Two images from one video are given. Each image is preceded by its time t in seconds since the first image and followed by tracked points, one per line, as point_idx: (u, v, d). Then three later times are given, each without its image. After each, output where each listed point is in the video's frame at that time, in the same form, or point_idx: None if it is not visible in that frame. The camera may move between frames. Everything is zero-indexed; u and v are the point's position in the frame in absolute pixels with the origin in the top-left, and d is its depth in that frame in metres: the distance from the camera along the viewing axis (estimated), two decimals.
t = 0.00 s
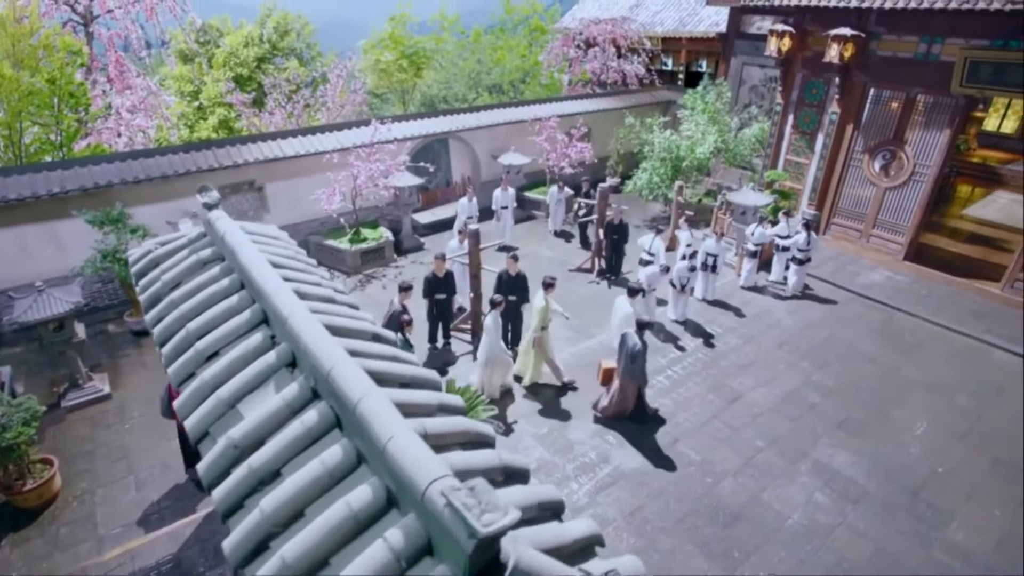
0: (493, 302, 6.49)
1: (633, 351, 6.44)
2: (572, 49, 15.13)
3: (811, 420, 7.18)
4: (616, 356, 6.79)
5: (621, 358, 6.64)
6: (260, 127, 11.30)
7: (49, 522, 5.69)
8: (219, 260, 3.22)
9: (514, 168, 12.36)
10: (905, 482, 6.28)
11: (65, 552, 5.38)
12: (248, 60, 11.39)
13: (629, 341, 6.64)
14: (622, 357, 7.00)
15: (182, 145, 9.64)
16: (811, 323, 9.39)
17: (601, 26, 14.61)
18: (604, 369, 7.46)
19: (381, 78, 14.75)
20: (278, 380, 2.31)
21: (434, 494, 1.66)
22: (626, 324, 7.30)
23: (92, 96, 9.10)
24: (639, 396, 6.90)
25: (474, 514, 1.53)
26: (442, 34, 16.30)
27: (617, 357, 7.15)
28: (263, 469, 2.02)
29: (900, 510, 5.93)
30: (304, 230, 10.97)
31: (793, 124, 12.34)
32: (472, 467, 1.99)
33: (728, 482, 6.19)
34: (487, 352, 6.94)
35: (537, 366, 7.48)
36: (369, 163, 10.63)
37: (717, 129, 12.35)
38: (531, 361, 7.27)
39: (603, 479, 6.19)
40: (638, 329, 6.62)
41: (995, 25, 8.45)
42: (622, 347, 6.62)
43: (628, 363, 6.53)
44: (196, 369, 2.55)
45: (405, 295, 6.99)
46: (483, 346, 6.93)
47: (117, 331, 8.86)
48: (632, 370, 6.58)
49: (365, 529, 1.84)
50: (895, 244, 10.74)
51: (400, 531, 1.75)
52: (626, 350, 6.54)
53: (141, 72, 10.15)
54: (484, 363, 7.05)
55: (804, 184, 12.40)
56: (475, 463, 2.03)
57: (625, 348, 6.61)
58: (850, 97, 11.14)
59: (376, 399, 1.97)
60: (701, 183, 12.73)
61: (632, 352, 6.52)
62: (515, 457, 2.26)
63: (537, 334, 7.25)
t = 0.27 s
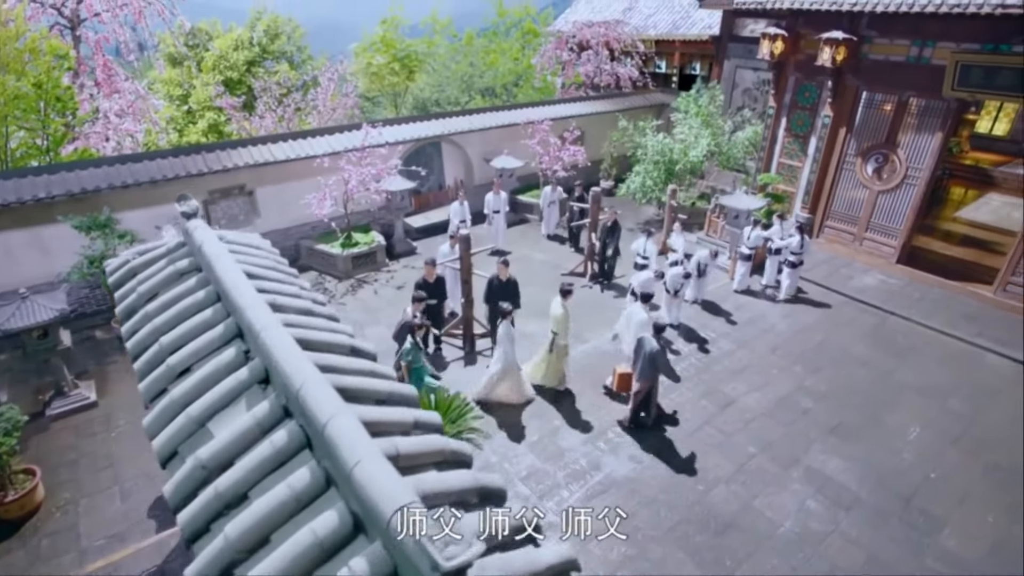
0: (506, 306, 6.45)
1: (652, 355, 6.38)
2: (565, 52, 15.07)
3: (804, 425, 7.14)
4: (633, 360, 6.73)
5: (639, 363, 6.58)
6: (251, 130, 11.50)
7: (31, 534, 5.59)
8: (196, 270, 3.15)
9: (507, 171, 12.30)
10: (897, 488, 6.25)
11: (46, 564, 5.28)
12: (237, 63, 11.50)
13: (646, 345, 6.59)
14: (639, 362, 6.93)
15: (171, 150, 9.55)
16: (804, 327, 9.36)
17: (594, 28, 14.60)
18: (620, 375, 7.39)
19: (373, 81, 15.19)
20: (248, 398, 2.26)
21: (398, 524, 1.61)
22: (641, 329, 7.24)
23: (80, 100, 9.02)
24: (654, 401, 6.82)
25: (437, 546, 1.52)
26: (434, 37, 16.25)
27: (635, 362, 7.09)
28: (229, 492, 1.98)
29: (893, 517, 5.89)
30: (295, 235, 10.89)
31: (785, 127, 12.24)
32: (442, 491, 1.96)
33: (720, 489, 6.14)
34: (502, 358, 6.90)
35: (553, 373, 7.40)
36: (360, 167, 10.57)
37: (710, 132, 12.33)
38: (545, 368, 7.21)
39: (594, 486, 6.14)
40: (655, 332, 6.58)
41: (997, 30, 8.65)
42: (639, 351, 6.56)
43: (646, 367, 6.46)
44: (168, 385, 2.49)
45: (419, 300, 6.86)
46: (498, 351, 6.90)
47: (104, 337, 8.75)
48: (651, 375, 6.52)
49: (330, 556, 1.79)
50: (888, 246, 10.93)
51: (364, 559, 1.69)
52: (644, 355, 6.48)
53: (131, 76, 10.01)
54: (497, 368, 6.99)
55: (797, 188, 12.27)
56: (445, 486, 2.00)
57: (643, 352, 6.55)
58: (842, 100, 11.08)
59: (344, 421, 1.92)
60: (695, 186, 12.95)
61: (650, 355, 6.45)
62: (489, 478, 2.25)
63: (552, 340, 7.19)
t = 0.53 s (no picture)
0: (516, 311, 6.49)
1: (665, 358, 6.45)
2: (558, 55, 15.04)
3: (797, 429, 7.10)
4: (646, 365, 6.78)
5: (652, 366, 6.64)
6: (241, 135, 11.25)
7: (12, 546, 5.48)
8: (174, 280, 3.09)
9: (500, 175, 12.25)
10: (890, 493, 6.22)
11: None
12: (226, 67, 11.59)
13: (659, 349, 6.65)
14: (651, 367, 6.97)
15: (160, 154, 9.46)
16: (796, 331, 9.33)
17: (586, 32, 14.60)
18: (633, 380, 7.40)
19: (364, 85, 15.17)
20: (220, 413, 2.23)
21: (365, 549, 1.55)
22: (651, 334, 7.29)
23: (66, 105, 8.92)
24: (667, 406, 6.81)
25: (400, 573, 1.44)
26: (426, 41, 16.48)
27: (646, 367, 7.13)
28: (197, 514, 1.96)
29: (885, 521, 5.86)
30: (285, 239, 10.81)
31: (777, 130, 12.21)
32: (416, 508, 1.99)
33: (712, 496, 6.09)
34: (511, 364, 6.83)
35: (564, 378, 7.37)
36: (350, 171, 10.51)
37: (702, 136, 12.32)
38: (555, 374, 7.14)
39: (584, 493, 6.08)
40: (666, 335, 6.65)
41: (987, 33, 8.64)
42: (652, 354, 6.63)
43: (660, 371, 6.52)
44: (140, 400, 2.45)
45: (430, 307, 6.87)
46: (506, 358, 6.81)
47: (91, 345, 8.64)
48: (664, 378, 6.57)
49: None
50: (880, 249, 10.93)
51: None
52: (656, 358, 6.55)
53: (118, 80, 9.89)
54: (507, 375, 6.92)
55: (789, 191, 12.23)
56: (419, 503, 2.04)
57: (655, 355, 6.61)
58: (833, 104, 11.05)
59: (314, 439, 1.88)
60: (687, 189, 12.72)
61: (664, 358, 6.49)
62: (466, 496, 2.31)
63: (563, 345, 7.18)
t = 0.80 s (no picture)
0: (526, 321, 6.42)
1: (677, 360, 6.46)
2: (547, 59, 15.01)
3: (786, 434, 7.06)
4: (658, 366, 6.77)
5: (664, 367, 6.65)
6: (225, 139, 11.42)
7: None
8: (143, 293, 3.02)
9: (489, 179, 12.19)
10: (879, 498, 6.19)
11: None
12: (211, 72, 11.49)
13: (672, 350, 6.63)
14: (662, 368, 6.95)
15: (143, 160, 9.34)
16: (786, 334, 9.31)
17: (575, 35, 14.58)
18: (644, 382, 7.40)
19: (351, 89, 15.34)
20: (184, 434, 2.22)
21: None
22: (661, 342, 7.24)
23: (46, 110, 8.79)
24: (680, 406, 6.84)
25: None
26: (414, 45, 16.45)
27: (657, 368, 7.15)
28: (153, 541, 1.95)
29: (875, 527, 5.82)
30: (273, 245, 10.70)
31: (766, 133, 12.22)
32: (382, 532, 2.01)
33: (702, 503, 6.04)
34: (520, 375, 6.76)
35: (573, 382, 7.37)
36: (338, 176, 10.44)
37: (692, 139, 12.32)
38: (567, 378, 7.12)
39: (573, 502, 6.01)
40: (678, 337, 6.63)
41: (974, 36, 8.66)
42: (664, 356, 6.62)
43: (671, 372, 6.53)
44: (102, 419, 2.42)
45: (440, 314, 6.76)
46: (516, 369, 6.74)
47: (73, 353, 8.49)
48: (676, 378, 6.58)
49: None
50: (869, 251, 10.95)
51: None
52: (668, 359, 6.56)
53: (100, 85, 9.75)
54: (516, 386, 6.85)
55: (779, 193, 12.24)
56: (386, 526, 2.05)
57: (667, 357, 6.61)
58: (821, 107, 11.06)
59: (275, 463, 1.87)
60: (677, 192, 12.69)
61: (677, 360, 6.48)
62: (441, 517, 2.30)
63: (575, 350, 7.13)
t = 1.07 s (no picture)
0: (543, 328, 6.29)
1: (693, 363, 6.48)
2: (536, 62, 14.96)
3: (776, 439, 7.01)
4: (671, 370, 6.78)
5: (677, 371, 6.67)
6: (209, 145, 11.27)
7: None
8: (110, 304, 2.93)
9: (477, 183, 12.12)
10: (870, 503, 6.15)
11: None
12: (195, 76, 11.37)
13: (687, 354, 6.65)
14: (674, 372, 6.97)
15: (125, 165, 9.19)
16: (776, 338, 9.28)
17: (564, 39, 14.56)
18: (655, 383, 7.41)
19: (339, 93, 15.32)
20: (144, 455, 2.19)
21: None
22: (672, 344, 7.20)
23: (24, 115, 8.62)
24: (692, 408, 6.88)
25: None
26: (401, 48, 16.38)
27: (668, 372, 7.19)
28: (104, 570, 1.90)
29: (865, 533, 5.78)
30: (259, 251, 10.58)
31: (754, 136, 12.22)
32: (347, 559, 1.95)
33: (691, 510, 5.98)
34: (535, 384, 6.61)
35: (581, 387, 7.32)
36: (324, 181, 10.33)
37: (681, 142, 12.31)
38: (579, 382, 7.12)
39: (561, 510, 5.93)
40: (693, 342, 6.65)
41: (958, 39, 8.72)
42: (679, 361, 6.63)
43: (686, 377, 6.55)
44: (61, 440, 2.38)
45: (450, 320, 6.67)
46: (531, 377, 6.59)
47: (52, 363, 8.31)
48: (689, 383, 6.60)
49: None
50: (858, 254, 10.95)
51: None
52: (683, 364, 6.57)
53: (80, 89, 9.59)
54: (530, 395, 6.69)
55: (768, 196, 12.24)
56: (352, 553, 1.99)
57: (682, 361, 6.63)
58: (809, 110, 11.06)
59: (231, 489, 1.81)
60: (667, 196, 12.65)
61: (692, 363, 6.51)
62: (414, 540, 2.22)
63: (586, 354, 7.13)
